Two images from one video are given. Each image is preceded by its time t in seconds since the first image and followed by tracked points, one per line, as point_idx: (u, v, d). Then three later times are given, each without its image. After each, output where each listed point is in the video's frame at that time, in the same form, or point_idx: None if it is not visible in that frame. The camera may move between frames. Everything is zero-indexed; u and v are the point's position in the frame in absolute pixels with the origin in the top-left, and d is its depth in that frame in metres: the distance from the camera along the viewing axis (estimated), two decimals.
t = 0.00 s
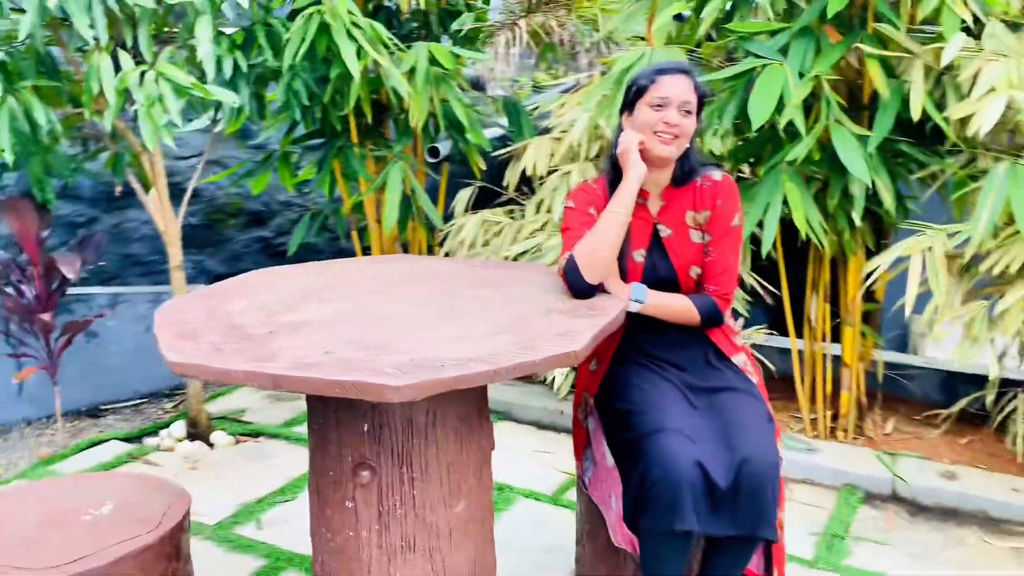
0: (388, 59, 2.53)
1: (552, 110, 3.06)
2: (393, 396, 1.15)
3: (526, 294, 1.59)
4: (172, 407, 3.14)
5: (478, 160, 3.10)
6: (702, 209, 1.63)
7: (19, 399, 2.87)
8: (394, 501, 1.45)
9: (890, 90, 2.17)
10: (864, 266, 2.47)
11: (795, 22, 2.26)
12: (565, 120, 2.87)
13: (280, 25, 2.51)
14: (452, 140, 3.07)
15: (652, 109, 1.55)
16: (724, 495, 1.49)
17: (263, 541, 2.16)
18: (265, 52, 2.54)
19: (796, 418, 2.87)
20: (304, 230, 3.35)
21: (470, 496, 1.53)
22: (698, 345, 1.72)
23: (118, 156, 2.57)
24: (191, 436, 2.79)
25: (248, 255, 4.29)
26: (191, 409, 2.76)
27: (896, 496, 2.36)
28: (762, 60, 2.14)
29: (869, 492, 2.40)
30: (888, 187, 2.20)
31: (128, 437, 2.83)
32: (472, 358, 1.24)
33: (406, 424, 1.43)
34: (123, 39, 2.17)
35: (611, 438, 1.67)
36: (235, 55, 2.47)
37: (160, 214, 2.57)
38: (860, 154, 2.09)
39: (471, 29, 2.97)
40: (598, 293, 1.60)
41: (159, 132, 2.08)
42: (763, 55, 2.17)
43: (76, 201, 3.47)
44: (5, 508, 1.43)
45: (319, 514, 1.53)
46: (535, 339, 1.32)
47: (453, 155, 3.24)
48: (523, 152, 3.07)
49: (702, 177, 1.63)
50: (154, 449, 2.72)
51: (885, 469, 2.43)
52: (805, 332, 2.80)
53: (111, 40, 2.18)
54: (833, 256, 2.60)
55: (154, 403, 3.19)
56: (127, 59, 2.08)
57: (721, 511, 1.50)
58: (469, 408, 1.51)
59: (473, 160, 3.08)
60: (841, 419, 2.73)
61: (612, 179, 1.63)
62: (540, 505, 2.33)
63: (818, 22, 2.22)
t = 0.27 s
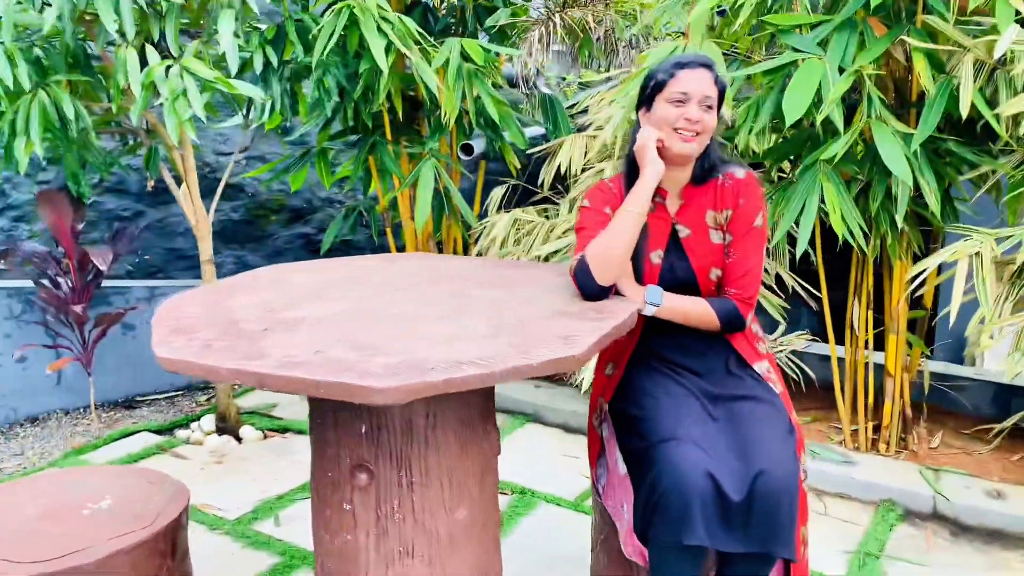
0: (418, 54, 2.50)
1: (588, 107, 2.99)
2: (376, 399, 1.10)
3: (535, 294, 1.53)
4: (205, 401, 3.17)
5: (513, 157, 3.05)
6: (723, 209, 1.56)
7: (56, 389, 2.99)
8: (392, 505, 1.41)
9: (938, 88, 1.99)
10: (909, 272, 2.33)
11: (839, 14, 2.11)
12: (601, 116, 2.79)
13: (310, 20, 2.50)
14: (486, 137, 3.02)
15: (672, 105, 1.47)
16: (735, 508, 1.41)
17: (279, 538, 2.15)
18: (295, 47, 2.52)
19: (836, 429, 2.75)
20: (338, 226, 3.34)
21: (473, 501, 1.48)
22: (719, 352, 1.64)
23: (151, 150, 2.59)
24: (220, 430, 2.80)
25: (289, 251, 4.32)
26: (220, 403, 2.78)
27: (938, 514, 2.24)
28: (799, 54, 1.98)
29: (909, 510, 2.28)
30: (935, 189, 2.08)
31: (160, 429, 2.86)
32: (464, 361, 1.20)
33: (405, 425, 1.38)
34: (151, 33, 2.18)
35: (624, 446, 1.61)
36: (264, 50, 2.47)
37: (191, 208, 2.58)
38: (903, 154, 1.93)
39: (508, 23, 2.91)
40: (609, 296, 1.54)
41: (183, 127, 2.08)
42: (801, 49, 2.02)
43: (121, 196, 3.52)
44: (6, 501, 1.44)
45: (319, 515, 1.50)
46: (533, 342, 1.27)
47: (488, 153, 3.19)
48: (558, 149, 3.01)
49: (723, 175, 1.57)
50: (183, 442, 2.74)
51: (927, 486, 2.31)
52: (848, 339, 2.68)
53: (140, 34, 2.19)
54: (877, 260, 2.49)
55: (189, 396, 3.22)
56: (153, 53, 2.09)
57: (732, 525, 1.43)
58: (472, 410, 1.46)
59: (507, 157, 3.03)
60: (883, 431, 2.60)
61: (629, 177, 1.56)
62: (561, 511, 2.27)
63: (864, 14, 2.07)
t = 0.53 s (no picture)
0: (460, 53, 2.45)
1: (637, 108, 2.89)
2: (373, 413, 1.05)
3: (559, 303, 1.46)
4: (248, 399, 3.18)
5: (559, 159, 2.98)
6: (763, 214, 1.46)
7: (103, 385, 3.05)
8: (402, 519, 1.35)
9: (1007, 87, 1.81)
10: (973, 283, 2.19)
11: (899, 10, 1.96)
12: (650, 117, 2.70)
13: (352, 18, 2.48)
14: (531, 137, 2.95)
15: (705, 107, 1.37)
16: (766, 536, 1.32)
17: (306, 543, 2.12)
18: (336, 46, 2.49)
19: (894, 448, 2.60)
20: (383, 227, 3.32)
21: (489, 519, 1.42)
22: (757, 369, 1.54)
23: (195, 149, 2.60)
24: (258, 430, 2.80)
25: (340, 250, 4.32)
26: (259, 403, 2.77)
27: (1000, 545, 2.08)
28: (855, 52, 1.86)
29: (969, 539, 2.13)
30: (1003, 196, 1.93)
31: (200, 426, 2.88)
32: (470, 374, 1.13)
33: (416, 438, 1.33)
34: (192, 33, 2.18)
35: (652, 465, 1.52)
36: (305, 49, 2.45)
37: (232, 207, 2.58)
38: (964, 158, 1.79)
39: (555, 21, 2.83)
40: (637, 308, 1.45)
41: (218, 126, 2.07)
42: (858, 47, 1.87)
43: (175, 194, 3.54)
44: (20, 498, 1.43)
45: (330, 527, 1.45)
46: (547, 356, 1.20)
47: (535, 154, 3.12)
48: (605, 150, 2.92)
49: (763, 179, 1.46)
50: (221, 440, 2.75)
51: (990, 514, 2.15)
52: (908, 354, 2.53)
53: (180, 33, 2.20)
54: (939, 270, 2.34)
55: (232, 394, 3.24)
56: (191, 51, 2.09)
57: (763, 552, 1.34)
58: (489, 424, 1.40)
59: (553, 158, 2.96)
60: (944, 453, 2.43)
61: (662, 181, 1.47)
62: (595, 526, 2.19)
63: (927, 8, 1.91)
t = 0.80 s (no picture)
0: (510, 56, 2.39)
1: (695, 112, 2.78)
2: (381, 439, 0.99)
3: (594, 320, 1.38)
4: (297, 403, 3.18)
5: (614, 164, 2.89)
6: (815, 228, 1.34)
7: (156, 386, 3.13)
8: (421, 546, 1.29)
9: None
10: None
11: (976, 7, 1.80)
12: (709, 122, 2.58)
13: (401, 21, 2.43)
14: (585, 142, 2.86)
15: (750, 117, 1.28)
16: None
17: (341, 555, 2.08)
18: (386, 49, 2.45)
19: (966, 477, 2.43)
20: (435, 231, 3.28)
21: (514, 548, 1.35)
22: (808, 394, 1.43)
23: (245, 153, 2.59)
24: (303, 435, 2.78)
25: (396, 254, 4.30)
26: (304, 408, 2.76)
27: None
28: (926, 55, 1.72)
29: None
30: None
31: (248, 430, 2.88)
32: (487, 399, 1.06)
33: (438, 462, 1.27)
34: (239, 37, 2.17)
35: (691, 496, 1.43)
36: (354, 52, 2.42)
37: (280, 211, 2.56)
38: None
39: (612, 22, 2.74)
40: (679, 328, 1.37)
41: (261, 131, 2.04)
42: (928, 48, 1.75)
43: (233, 197, 3.58)
44: (45, 507, 1.41)
45: (352, 549, 1.40)
46: (572, 381, 1.12)
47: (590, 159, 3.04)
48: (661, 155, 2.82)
49: (814, 191, 1.35)
50: (266, 445, 2.74)
51: None
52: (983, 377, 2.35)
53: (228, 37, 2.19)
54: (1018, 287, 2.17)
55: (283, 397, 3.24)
56: (236, 56, 2.07)
57: None
58: (517, 449, 1.33)
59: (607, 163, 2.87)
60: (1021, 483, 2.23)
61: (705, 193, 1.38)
62: (639, 550, 2.08)
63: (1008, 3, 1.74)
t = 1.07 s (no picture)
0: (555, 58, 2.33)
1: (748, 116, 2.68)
2: (383, 456, 0.95)
3: (622, 335, 1.32)
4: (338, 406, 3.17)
5: (663, 169, 2.81)
6: (858, 240, 1.26)
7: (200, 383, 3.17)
8: (434, 566, 1.24)
9: None
10: None
11: None
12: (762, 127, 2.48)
13: (445, 22, 2.40)
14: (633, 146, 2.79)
15: (782, 127, 1.20)
16: None
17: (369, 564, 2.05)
18: (429, 51, 2.42)
19: None
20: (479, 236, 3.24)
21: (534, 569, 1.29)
22: (853, 418, 1.33)
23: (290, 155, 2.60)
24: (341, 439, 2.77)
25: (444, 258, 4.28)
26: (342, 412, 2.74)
27: None
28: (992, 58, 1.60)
29: None
30: None
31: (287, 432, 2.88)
32: (498, 417, 1.01)
33: (452, 478, 1.22)
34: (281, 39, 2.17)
35: (725, 524, 1.35)
36: (398, 55, 2.40)
37: (322, 214, 2.55)
38: None
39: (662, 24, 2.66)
40: (711, 346, 1.29)
41: (300, 133, 2.03)
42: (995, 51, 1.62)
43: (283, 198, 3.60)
44: (67, 510, 1.43)
45: (367, 565, 1.36)
46: (591, 400, 1.07)
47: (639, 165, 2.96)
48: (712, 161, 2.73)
49: (857, 201, 1.27)
50: (304, 448, 2.73)
51: None
52: None
53: (271, 39, 2.18)
54: None
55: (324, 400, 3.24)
56: (277, 57, 2.06)
57: None
58: (536, 466, 1.27)
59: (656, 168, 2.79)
60: None
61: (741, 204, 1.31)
62: (675, 570, 2.00)
63: None
